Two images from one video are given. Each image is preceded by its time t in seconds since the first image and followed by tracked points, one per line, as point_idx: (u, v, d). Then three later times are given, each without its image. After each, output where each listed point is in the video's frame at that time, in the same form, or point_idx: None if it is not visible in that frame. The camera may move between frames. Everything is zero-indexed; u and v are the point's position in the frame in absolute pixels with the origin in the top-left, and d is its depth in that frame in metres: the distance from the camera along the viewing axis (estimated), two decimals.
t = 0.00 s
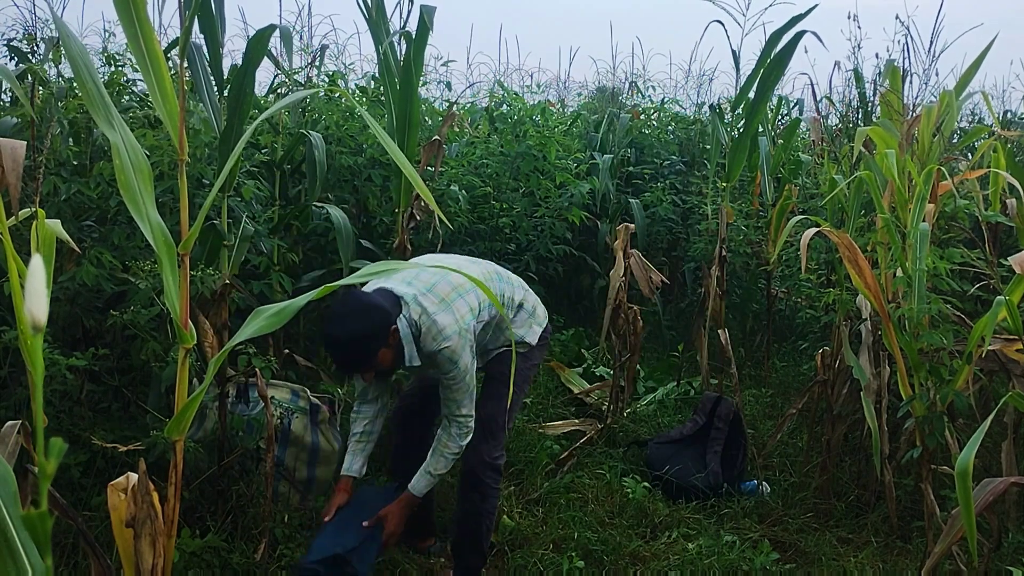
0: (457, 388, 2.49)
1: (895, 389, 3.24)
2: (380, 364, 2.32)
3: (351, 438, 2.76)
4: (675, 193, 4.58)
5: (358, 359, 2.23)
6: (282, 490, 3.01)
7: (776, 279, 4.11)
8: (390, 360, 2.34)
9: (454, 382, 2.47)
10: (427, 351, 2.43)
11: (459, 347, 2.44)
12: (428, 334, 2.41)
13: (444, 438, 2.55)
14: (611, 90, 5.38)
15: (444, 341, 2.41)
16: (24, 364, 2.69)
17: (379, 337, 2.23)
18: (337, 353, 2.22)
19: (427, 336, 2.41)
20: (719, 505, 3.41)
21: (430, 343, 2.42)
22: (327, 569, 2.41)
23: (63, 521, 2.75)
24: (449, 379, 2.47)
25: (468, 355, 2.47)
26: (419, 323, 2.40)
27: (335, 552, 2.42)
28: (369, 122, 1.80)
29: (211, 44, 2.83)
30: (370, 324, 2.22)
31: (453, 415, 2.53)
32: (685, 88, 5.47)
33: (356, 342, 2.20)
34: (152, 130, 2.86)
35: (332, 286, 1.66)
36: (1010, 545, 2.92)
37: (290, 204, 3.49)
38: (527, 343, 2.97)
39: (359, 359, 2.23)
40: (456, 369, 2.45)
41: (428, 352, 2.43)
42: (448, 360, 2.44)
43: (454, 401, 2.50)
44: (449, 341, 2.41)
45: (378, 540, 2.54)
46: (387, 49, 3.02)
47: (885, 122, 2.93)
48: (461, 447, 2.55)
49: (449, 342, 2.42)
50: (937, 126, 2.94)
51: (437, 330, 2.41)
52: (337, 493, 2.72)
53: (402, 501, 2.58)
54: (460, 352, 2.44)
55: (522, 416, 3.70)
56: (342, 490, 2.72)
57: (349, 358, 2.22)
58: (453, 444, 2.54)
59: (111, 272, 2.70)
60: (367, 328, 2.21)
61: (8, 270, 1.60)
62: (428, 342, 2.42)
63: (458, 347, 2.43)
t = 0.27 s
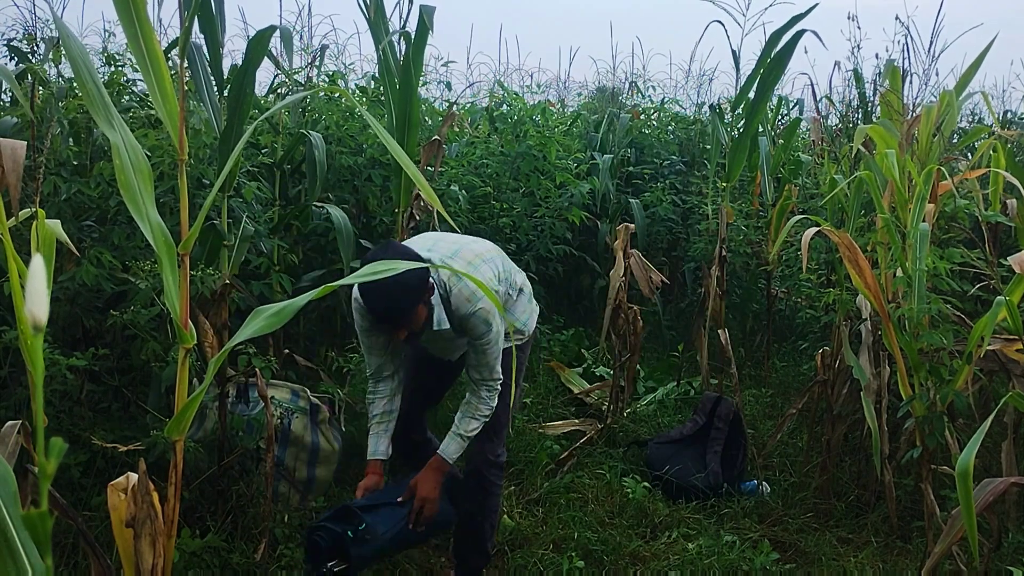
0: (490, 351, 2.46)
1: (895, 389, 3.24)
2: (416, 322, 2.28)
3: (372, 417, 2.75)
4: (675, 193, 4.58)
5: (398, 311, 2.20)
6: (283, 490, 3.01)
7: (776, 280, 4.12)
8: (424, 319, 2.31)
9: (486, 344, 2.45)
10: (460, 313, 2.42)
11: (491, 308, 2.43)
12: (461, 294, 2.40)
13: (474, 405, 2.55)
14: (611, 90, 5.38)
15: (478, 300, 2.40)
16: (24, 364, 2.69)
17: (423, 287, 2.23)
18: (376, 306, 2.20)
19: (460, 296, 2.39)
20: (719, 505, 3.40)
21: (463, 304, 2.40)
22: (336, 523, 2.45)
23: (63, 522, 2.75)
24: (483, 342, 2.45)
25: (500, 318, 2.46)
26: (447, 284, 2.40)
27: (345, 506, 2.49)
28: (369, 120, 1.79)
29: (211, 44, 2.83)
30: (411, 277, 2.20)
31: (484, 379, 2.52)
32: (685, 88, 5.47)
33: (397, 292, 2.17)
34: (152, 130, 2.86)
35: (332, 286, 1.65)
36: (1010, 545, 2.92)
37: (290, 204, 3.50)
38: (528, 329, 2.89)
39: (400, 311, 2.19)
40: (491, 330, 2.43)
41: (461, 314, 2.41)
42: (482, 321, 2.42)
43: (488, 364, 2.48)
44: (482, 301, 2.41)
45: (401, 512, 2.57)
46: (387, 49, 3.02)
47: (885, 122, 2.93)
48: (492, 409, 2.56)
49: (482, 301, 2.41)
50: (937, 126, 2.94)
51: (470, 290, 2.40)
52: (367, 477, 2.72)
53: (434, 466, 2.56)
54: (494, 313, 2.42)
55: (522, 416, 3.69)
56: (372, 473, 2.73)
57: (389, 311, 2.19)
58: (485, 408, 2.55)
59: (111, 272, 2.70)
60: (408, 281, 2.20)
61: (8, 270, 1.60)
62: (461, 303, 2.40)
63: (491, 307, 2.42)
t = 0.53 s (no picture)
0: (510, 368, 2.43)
1: (895, 389, 3.24)
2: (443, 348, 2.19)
3: (401, 475, 2.48)
4: (675, 193, 4.58)
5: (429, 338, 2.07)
6: (283, 490, 3.01)
7: (776, 280, 4.12)
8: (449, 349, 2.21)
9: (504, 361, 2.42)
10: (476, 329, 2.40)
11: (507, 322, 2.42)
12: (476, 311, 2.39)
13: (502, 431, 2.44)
14: (611, 90, 5.39)
15: (494, 314, 2.39)
16: (24, 364, 2.69)
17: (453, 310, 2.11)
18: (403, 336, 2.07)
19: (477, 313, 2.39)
20: (718, 505, 3.40)
21: (479, 320, 2.39)
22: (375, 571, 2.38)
23: (63, 522, 2.75)
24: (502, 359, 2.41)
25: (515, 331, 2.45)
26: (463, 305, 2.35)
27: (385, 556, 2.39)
28: (370, 121, 1.79)
29: (211, 44, 2.84)
30: (440, 301, 2.08)
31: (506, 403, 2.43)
32: (685, 88, 5.48)
33: (426, 320, 2.05)
34: (152, 130, 2.87)
35: (332, 286, 1.65)
36: (1010, 545, 2.92)
37: (290, 204, 3.50)
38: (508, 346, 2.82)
39: (432, 338, 2.07)
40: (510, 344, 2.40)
41: (477, 329, 2.40)
42: (500, 335, 2.40)
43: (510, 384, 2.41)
44: (498, 315, 2.39)
45: (454, 556, 2.31)
46: (387, 49, 3.02)
47: (885, 121, 2.93)
48: (520, 433, 2.45)
49: (499, 316, 2.39)
50: (937, 126, 2.94)
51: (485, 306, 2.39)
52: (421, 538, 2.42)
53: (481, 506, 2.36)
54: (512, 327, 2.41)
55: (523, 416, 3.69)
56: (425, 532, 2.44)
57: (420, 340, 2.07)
58: (513, 433, 2.44)
59: (111, 272, 2.70)
60: (438, 304, 2.08)
61: (8, 269, 1.60)
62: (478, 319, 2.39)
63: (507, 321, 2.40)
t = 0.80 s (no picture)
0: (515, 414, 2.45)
1: (896, 389, 3.23)
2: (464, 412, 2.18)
3: (419, 537, 2.48)
4: (676, 193, 4.58)
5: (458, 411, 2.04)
6: (283, 490, 3.02)
7: (776, 280, 4.12)
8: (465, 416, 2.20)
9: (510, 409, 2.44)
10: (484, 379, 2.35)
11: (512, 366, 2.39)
12: (485, 363, 2.32)
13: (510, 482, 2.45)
14: (611, 91, 5.39)
15: (502, 363, 2.34)
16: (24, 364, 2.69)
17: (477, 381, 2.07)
18: (432, 410, 2.04)
19: (485, 364, 2.32)
20: (718, 505, 3.40)
21: (487, 372, 2.34)
22: None
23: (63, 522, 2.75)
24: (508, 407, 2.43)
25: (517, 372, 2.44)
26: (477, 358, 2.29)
27: None
28: (369, 122, 1.79)
29: (211, 44, 2.84)
30: (464, 373, 2.03)
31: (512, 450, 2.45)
32: (685, 88, 5.47)
33: (456, 397, 2.01)
34: (152, 130, 2.87)
35: (331, 286, 1.64)
36: (1009, 545, 2.92)
37: (290, 204, 3.50)
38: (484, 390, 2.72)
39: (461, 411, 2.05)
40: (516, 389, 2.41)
41: (484, 380, 2.36)
42: (506, 383, 2.38)
43: (516, 429, 2.45)
44: (504, 363, 2.36)
45: None
46: (387, 50, 3.02)
47: (885, 122, 2.94)
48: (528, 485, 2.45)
49: (506, 364, 2.36)
50: (937, 126, 2.94)
51: (493, 356, 2.32)
52: None
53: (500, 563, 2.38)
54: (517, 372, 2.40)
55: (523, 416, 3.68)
56: None
57: (448, 415, 2.04)
58: (521, 485, 2.45)
59: (111, 272, 2.70)
60: (463, 376, 2.03)
61: (8, 269, 1.60)
62: (485, 370, 2.34)
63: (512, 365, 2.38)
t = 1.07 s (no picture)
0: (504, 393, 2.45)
1: (896, 388, 3.23)
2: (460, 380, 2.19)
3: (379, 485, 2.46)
4: (676, 193, 4.57)
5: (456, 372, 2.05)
6: (283, 490, 3.02)
7: (776, 280, 4.12)
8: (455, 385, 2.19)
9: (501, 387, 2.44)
10: (481, 353, 2.33)
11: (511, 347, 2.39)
12: (485, 335, 2.31)
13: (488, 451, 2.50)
14: (611, 91, 5.39)
15: (502, 339, 2.34)
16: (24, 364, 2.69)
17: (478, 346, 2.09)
18: (430, 369, 2.06)
19: (485, 337, 2.31)
20: (719, 505, 3.40)
21: (486, 346, 2.32)
22: None
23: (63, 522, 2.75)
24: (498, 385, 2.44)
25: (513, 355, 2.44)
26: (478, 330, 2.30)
27: None
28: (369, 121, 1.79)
29: (211, 44, 2.84)
30: (465, 336, 2.06)
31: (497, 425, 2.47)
32: (685, 88, 5.47)
33: (456, 356, 2.04)
34: (152, 130, 2.87)
35: (331, 286, 1.65)
36: (1010, 545, 2.92)
37: (290, 204, 3.50)
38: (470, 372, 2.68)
39: (459, 373, 2.06)
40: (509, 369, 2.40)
41: (484, 355, 2.34)
42: (502, 360, 2.38)
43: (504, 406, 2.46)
44: (505, 339, 2.35)
45: None
46: (387, 50, 3.02)
47: (885, 122, 2.94)
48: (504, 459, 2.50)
49: (505, 341, 2.35)
50: (937, 126, 2.94)
51: (494, 330, 2.33)
52: (405, 546, 2.46)
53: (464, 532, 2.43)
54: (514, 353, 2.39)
55: (523, 416, 3.68)
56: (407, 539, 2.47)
57: (445, 374, 2.06)
58: (497, 460, 2.49)
59: (111, 272, 2.71)
60: (465, 338, 2.06)
61: (8, 269, 1.60)
62: (484, 344, 2.32)
63: (510, 345, 2.38)
